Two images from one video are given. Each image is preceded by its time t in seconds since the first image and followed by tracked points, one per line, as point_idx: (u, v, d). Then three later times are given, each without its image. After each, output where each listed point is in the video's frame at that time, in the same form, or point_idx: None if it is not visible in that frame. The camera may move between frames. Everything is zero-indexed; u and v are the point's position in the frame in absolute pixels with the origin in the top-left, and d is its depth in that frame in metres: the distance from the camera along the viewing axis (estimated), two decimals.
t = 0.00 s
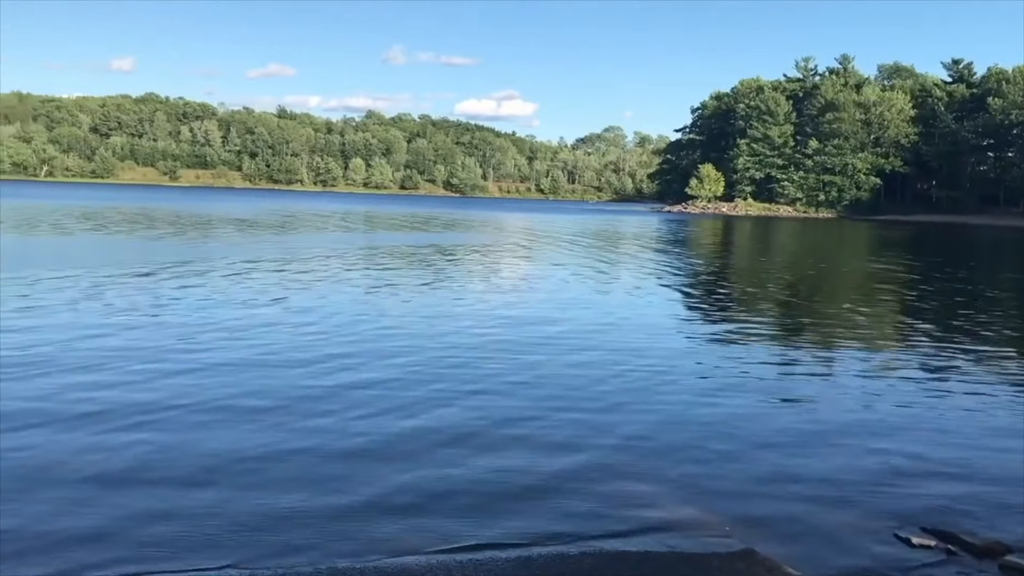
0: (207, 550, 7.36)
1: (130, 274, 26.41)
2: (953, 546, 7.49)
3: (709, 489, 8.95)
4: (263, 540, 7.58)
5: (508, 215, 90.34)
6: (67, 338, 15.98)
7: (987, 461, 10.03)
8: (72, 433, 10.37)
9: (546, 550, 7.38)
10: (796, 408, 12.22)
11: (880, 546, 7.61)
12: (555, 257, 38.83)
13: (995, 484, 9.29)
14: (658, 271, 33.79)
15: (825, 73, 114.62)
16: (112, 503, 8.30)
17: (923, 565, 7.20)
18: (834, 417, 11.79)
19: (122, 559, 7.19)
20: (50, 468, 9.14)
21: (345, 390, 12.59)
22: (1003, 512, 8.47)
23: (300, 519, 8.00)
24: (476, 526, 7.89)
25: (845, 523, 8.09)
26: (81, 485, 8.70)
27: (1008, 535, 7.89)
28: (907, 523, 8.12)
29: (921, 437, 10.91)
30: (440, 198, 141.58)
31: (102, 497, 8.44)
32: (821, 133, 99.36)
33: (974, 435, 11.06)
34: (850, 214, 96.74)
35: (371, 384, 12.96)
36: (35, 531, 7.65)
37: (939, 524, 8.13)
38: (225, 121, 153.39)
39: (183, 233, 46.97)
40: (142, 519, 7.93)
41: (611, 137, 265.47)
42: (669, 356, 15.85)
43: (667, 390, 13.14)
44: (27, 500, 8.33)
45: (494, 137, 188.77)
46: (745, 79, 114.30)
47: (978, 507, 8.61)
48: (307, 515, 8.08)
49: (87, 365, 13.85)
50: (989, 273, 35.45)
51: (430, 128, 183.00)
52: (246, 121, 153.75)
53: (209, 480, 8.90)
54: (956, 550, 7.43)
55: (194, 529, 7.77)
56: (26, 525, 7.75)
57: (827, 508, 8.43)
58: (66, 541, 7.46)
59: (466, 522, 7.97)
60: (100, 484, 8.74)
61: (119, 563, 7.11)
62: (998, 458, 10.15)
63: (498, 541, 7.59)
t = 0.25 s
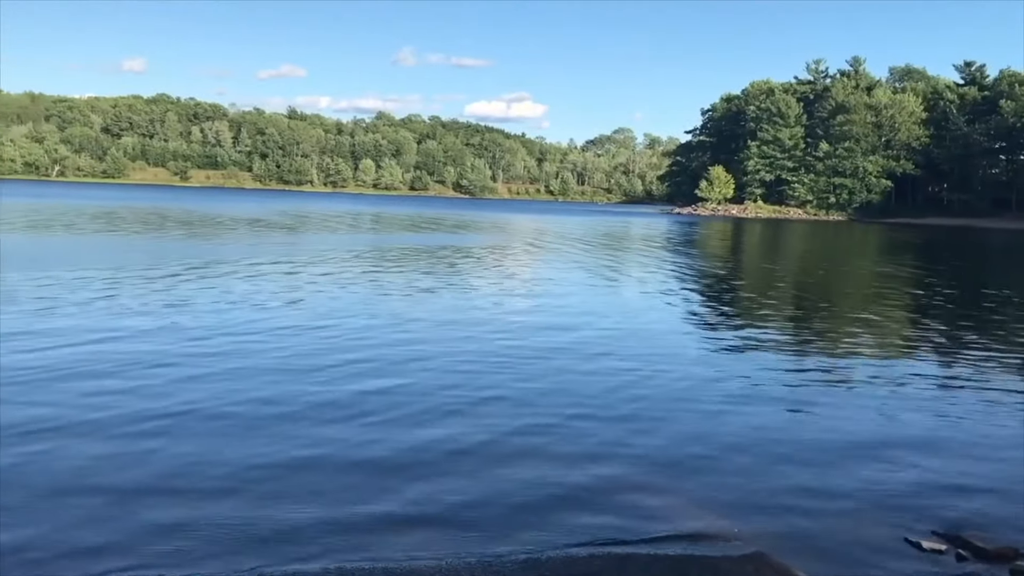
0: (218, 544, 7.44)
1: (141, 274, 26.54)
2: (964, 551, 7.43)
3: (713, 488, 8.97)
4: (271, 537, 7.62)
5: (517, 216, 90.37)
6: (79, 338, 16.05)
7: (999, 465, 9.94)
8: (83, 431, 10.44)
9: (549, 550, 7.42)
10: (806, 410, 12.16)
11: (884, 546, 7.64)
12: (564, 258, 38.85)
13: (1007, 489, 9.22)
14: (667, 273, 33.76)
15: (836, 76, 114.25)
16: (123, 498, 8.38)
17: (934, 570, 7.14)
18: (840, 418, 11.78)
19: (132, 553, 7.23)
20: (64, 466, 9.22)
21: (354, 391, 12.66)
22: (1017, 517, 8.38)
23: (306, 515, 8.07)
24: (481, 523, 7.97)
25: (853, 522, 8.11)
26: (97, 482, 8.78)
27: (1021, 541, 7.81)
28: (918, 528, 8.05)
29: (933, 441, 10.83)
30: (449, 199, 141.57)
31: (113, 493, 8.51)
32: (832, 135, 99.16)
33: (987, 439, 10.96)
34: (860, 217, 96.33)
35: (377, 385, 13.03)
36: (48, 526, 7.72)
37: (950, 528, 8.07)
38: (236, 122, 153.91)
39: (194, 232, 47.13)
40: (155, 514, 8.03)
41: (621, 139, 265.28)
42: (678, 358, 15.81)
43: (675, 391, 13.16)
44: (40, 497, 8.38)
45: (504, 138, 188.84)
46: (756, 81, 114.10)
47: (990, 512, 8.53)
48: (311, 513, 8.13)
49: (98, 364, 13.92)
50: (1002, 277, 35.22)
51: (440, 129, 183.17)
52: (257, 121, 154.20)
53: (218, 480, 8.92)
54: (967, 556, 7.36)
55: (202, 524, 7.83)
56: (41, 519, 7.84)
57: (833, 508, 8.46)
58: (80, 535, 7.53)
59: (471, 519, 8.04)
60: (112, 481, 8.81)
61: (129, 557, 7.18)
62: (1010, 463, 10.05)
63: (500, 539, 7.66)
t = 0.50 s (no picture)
0: (225, 547, 7.50)
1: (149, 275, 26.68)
2: (972, 555, 7.43)
3: (718, 490, 9.02)
4: (278, 538, 7.70)
5: (523, 216, 90.39)
6: (90, 339, 16.13)
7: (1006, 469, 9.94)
8: (94, 434, 10.53)
9: (553, 549, 7.49)
10: (814, 413, 12.17)
11: (886, 549, 7.68)
12: (571, 259, 38.92)
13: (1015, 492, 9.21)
14: (674, 274, 33.79)
15: (843, 76, 114.05)
16: (133, 501, 8.47)
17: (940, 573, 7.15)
18: (846, 421, 11.81)
19: (141, 556, 7.30)
20: (75, 469, 9.29)
21: (361, 393, 12.73)
22: None
23: (314, 518, 8.14)
24: (485, 525, 8.04)
25: (857, 524, 8.16)
26: (106, 486, 8.85)
27: None
28: (926, 531, 8.06)
29: (941, 444, 10.83)
30: (455, 199, 141.55)
31: (123, 496, 8.60)
32: (839, 136, 99.02)
33: (994, 443, 10.94)
34: (867, 218, 96.12)
35: (384, 388, 13.11)
36: (59, 529, 7.80)
37: (958, 531, 8.07)
38: (243, 122, 154.27)
39: (202, 233, 47.28)
40: (164, 517, 8.11)
41: (628, 139, 265.13)
42: (685, 360, 15.83)
43: (680, 394, 13.21)
44: (50, 500, 8.46)
45: (510, 138, 188.91)
46: (763, 82, 114.00)
47: (999, 516, 8.52)
48: (319, 514, 8.22)
49: (108, 367, 14.00)
50: (1009, 279, 35.15)
51: (447, 129, 183.30)
52: (264, 121, 154.52)
53: (228, 484, 8.98)
54: (975, 559, 7.36)
55: (211, 527, 7.90)
56: (51, 523, 7.92)
57: (836, 510, 8.50)
58: (89, 538, 7.62)
59: (476, 521, 8.11)
60: (121, 485, 8.88)
61: (139, 559, 7.25)
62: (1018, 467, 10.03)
63: (506, 540, 7.73)
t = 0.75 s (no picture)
0: (227, 543, 7.41)
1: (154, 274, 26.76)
2: (980, 557, 7.34)
3: (724, 489, 8.94)
4: (280, 534, 7.60)
5: (528, 216, 90.38)
6: (97, 337, 16.09)
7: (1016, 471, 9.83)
8: (96, 428, 10.45)
9: (559, 549, 7.40)
10: (821, 414, 12.06)
11: (898, 550, 7.57)
12: (576, 259, 38.94)
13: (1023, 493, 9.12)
14: (679, 274, 33.73)
15: (850, 77, 113.79)
16: (133, 496, 8.37)
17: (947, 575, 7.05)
18: (854, 422, 11.71)
19: (141, 551, 7.22)
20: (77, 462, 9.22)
21: (365, 390, 12.64)
22: None
23: (316, 514, 8.04)
24: (491, 524, 7.93)
25: (867, 526, 8.05)
26: (106, 480, 8.76)
27: None
28: (932, 532, 7.97)
29: (951, 446, 10.72)
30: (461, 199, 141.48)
31: (124, 490, 8.51)
32: (846, 137, 98.78)
33: (1001, 444, 10.85)
34: (874, 218, 95.83)
35: (390, 384, 13.09)
36: (58, 523, 7.71)
37: (965, 533, 7.98)
38: (249, 121, 154.58)
39: (207, 233, 47.44)
40: (165, 512, 8.02)
41: (634, 139, 264.99)
42: (690, 359, 15.77)
43: (687, 393, 13.11)
44: (52, 490, 8.46)
45: (517, 138, 188.91)
46: (769, 82, 113.81)
47: (1007, 517, 8.41)
48: (322, 511, 8.12)
49: (112, 362, 13.93)
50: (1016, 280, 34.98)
51: (453, 129, 183.38)
52: (270, 121, 154.78)
53: (231, 476, 8.93)
54: (982, 561, 7.27)
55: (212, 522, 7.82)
56: (50, 516, 7.83)
57: (846, 512, 8.38)
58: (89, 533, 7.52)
59: (481, 520, 8.01)
60: (122, 480, 8.78)
61: (140, 554, 7.16)
62: None
63: (511, 538, 7.64)
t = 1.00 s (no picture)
0: (236, 546, 7.39)
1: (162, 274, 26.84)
2: (987, 558, 7.36)
3: (731, 490, 8.96)
4: (289, 537, 7.57)
5: (535, 217, 90.36)
6: (107, 339, 16.11)
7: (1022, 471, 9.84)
8: (104, 432, 10.43)
9: (571, 552, 7.35)
10: (828, 415, 12.09)
11: (912, 556, 7.50)
12: (583, 260, 38.99)
13: None
14: (685, 275, 33.74)
15: (858, 77, 113.59)
16: (142, 500, 8.36)
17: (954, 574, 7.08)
18: (866, 424, 11.64)
19: (150, 556, 7.19)
20: (86, 467, 9.20)
21: (374, 393, 12.61)
22: None
23: (326, 517, 8.01)
24: (502, 527, 7.89)
25: (880, 530, 8.00)
26: (114, 484, 8.74)
27: None
28: (940, 534, 8.00)
29: (958, 446, 10.74)
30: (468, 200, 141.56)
31: (133, 494, 8.48)
32: (854, 138, 98.54)
33: (1008, 445, 10.87)
34: (882, 220, 95.60)
35: (398, 384, 13.13)
36: (67, 528, 7.69)
37: (974, 534, 7.99)
38: (257, 122, 154.93)
39: (213, 232, 47.53)
40: (174, 516, 8.00)
41: (641, 140, 264.90)
42: (698, 361, 15.80)
43: (697, 397, 13.06)
44: (65, 491, 8.52)
45: (523, 139, 188.95)
46: (776, 83, 113.67)
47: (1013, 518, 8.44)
48: (333, 514, 8.09)
49: (121, 365, 13.93)
50: None
51: (459, 130, 183.49)
52: (277, 122, 155.11)
53: (241, 478, 8.99)
54: (990, 561, 7.29)
55: (222, 526, 7.78)
56: (58, 521, 7.80)
57: (859, 516, 8.32)
58: (98, 538, 7.49)
59: (492, 523, 7.96)
60: (130, 483, 8.75)
61: (148, 559, 7.13)
62: None
63: (520, 541, 7.61)
